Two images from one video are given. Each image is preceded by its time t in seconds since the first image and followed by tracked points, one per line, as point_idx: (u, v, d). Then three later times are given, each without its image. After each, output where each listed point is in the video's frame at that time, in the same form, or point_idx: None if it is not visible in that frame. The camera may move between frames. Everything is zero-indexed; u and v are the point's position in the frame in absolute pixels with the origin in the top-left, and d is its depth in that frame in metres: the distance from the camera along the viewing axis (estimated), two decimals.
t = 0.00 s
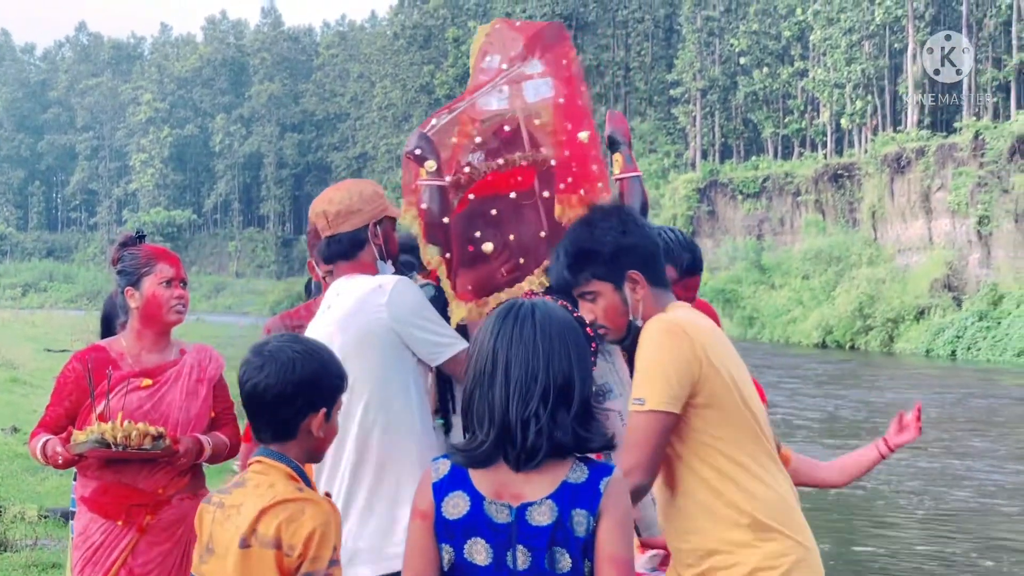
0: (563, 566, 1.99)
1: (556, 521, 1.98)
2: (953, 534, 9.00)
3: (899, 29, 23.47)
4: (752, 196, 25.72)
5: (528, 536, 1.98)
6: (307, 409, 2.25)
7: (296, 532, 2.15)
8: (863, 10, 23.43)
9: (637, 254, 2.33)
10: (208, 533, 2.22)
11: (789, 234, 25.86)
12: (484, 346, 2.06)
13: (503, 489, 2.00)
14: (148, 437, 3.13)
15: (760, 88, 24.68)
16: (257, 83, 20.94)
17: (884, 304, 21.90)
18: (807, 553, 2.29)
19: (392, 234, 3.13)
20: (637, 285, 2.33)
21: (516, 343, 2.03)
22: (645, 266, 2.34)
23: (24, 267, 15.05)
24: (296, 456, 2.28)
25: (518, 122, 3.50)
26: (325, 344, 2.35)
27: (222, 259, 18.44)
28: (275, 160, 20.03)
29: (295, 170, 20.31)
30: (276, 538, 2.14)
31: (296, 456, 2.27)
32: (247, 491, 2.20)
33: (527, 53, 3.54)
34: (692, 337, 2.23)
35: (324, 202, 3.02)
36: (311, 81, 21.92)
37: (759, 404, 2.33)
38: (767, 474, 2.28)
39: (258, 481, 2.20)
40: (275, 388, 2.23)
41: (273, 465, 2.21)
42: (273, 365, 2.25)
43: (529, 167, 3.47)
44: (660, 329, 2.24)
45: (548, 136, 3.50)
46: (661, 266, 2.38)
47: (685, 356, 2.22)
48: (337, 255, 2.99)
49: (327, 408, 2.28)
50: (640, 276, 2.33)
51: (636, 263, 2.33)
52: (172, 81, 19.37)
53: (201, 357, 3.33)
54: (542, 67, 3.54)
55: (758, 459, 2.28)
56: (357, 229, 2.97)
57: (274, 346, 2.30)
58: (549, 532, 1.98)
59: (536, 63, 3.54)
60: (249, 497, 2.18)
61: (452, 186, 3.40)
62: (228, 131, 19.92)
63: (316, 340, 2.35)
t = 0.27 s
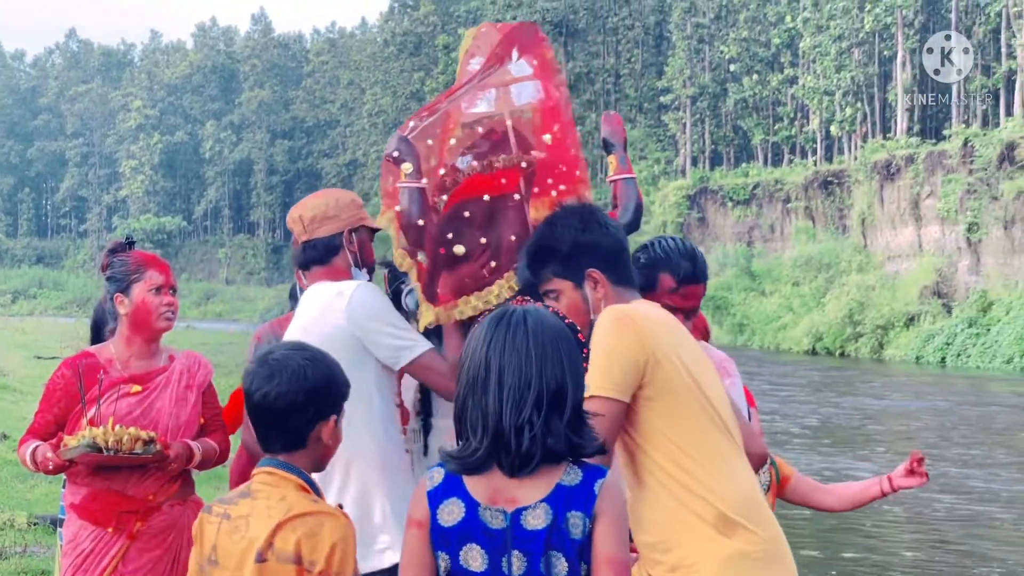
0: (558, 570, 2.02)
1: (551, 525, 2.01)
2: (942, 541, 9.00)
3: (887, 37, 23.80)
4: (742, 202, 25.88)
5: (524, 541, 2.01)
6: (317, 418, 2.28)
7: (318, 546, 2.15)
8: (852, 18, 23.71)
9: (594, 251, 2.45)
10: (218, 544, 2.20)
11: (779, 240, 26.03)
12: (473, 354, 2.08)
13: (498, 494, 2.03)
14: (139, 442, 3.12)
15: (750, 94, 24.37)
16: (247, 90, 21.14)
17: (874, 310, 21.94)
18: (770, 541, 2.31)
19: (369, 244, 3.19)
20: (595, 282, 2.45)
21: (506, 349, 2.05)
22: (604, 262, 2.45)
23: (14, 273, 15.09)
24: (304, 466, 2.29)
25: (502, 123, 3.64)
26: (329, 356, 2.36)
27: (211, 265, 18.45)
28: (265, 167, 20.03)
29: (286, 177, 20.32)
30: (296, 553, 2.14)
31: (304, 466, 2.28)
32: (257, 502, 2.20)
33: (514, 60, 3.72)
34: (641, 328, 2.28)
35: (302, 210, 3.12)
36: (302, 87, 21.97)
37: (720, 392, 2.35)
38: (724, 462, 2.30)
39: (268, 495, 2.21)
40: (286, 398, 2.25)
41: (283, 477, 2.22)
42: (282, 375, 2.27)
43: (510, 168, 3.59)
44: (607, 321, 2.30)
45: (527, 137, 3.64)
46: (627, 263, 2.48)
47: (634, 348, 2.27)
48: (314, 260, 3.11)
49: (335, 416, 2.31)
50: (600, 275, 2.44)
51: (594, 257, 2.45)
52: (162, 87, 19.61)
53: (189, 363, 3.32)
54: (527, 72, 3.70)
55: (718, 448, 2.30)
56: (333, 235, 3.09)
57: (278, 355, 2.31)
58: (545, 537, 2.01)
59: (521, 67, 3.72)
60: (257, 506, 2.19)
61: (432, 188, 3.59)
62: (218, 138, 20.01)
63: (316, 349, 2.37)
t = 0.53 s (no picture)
0: (552, 573, 2.15)
1: (543, 530, 2.14)
2: (934, 546, 9.03)
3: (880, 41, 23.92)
4: (735, 207, 25.64)
5: (517, 547, 2.14)
6: (321, 426, 2.50)
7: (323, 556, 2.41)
8: (845, 23, 23.75)
9: (569, 254, 2.75)
10: (218, 552, 2.44)
11: (772, 245, 25.93)
12: (468, 358, 2.20)
13: (492, 500, 2.15)
14: (132, 448, 3.17)
15: (744, 100, 24.39)
16: (241, 96, 20.68)
17: (867, 314, 21.98)
18: (738, 548, 2.60)
19: (355, 249, 3.57)
20: (568, 284, 2.74)
21: (495, 350, 2.17)
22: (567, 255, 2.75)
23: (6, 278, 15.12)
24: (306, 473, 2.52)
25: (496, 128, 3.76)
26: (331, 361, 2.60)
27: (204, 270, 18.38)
28: (258, 172, 19.88)
29: (279, 183, 20.08)
30: (299, 560, 2.39)
31: (306, 474, 2.51)
32: (259, 511, 2.44)
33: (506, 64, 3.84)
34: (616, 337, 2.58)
35: (292, 214, 3.46)
36: (294, 93, 21.19)
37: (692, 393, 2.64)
38: (694, 467, 2.58)
39: (268, 504, 2.44)
40: (289, 405, 2.46)
41: (287, 486, 2.46)
42: (286, 383, 2.48)
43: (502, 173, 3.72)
44: (581, 330, 2.59)
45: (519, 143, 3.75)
46: (598, 268, 2.77)
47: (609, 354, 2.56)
48: (298, 265, 3.42)
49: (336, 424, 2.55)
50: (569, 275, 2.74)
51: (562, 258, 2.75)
52: (154, 92, 19.18)
53: (179, 368, 3.35)
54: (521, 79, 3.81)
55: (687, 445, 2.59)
56: (318, 238, 3.41)
57: (277, 361, 2.53)
58: (538, 542, 2.14)
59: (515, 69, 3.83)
60: (259, 513, 2.44)
61: (425, 192, 3.71)
62: (211, 143, 20.03)
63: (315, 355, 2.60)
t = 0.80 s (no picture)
0: None
1: (529, 547, 2.32)
2: (912, 560, 9.10)
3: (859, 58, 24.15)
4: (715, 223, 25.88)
5: (502, 564, 2.31)
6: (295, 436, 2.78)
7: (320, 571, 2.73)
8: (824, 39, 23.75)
9: (512, 252, 2.97)
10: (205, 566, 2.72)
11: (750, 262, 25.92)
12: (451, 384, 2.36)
13: (475, 518, 2.33)
14: (112, 465, 3.68)
15: (724, 118, 24.14)
16: (223, 114, 19.80)
17: (848, 329, 21.85)
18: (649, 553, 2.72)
19: (332, 266, 3.98)
20: (506, 281, 2.97)
21: (472, 369, 2.34)
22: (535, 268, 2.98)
23: None
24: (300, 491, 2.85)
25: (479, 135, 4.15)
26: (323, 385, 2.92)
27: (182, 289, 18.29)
28: (240, 191, 18.97)
29: (261, 201, 19.34)
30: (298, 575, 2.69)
31: (300, 492, 2.84)
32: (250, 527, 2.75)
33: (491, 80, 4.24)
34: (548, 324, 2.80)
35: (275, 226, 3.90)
36: (278, 110, 20.79)
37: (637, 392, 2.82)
38: (614, 477, 2.72)
39: (265, 522, 2.75)
40: (287, 427, 2.78)
41: (280, 504, 2.77)
42: (283, 404, 2.80)
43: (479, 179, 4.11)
44: (528, 320, 2.81)
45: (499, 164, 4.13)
46: (542, 265, 2.99)
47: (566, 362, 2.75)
48: (274, 275, 3.85)
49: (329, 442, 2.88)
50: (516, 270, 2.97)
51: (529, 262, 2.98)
52: (137, 110, 18.48)
53: (155, 386, 3.86)
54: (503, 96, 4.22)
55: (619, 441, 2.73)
56: (294, 252, 3.84)
57: (273, 381, 2.86)
58: (524, 560, 2.31)
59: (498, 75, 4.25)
60: (255, 531, 2.74)
61: (409, 204, 4.08)
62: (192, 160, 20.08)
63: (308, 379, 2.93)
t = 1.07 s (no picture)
0: None
1: (518, 563, 2.84)
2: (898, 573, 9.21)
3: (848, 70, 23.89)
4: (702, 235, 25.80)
5: None
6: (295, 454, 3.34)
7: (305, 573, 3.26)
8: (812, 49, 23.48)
9: (476, 247, 3.59)
10: None
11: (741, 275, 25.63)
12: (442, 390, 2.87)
13: (461, 539, 2.84)
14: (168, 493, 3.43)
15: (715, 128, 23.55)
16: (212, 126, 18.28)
17: (838, 342, 21.74)
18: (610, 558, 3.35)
19: (323, 283, 4.67)
20: (475, 276, 3.60)
21: (467, 380, 2.83)
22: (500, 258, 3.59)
23: None
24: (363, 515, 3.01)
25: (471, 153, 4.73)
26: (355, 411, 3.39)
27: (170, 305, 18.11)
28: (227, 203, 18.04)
29: (251, 214, 18.23)
30: None
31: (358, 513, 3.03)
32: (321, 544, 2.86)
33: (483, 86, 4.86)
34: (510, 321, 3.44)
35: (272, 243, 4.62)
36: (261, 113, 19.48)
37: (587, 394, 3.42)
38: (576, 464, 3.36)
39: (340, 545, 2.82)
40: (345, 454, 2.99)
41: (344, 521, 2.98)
42: (274, 416, 3.36)
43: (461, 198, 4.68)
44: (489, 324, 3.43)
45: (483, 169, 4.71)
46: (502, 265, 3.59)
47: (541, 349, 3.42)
48: (268, 288, 4.57)
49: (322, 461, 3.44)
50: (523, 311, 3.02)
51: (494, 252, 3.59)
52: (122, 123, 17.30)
53: (139, 405, 4.67)
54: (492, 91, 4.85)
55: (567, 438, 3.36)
56: (285, 269, 4.56)
57: (266, 399, 3.41)
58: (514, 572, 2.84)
59: (488, 89, 4.85)
60: (247, 550, 3.24)
61: (401, 219, 4.67)
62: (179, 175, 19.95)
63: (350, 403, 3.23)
